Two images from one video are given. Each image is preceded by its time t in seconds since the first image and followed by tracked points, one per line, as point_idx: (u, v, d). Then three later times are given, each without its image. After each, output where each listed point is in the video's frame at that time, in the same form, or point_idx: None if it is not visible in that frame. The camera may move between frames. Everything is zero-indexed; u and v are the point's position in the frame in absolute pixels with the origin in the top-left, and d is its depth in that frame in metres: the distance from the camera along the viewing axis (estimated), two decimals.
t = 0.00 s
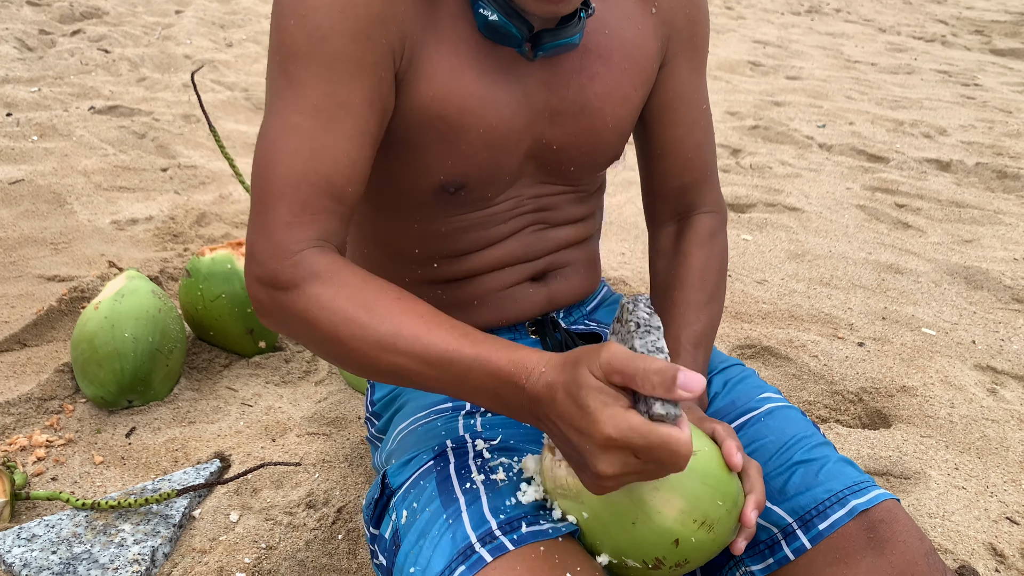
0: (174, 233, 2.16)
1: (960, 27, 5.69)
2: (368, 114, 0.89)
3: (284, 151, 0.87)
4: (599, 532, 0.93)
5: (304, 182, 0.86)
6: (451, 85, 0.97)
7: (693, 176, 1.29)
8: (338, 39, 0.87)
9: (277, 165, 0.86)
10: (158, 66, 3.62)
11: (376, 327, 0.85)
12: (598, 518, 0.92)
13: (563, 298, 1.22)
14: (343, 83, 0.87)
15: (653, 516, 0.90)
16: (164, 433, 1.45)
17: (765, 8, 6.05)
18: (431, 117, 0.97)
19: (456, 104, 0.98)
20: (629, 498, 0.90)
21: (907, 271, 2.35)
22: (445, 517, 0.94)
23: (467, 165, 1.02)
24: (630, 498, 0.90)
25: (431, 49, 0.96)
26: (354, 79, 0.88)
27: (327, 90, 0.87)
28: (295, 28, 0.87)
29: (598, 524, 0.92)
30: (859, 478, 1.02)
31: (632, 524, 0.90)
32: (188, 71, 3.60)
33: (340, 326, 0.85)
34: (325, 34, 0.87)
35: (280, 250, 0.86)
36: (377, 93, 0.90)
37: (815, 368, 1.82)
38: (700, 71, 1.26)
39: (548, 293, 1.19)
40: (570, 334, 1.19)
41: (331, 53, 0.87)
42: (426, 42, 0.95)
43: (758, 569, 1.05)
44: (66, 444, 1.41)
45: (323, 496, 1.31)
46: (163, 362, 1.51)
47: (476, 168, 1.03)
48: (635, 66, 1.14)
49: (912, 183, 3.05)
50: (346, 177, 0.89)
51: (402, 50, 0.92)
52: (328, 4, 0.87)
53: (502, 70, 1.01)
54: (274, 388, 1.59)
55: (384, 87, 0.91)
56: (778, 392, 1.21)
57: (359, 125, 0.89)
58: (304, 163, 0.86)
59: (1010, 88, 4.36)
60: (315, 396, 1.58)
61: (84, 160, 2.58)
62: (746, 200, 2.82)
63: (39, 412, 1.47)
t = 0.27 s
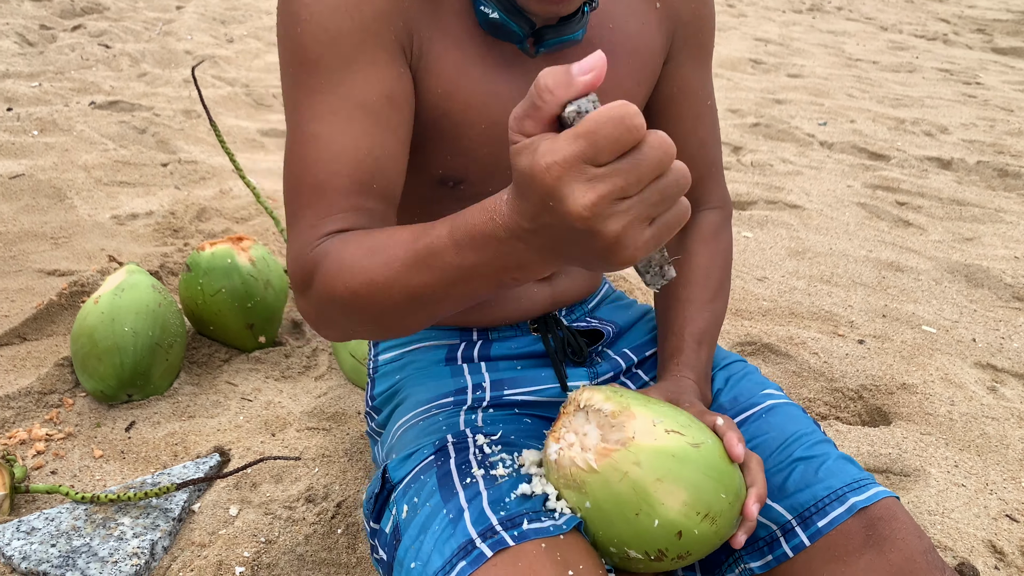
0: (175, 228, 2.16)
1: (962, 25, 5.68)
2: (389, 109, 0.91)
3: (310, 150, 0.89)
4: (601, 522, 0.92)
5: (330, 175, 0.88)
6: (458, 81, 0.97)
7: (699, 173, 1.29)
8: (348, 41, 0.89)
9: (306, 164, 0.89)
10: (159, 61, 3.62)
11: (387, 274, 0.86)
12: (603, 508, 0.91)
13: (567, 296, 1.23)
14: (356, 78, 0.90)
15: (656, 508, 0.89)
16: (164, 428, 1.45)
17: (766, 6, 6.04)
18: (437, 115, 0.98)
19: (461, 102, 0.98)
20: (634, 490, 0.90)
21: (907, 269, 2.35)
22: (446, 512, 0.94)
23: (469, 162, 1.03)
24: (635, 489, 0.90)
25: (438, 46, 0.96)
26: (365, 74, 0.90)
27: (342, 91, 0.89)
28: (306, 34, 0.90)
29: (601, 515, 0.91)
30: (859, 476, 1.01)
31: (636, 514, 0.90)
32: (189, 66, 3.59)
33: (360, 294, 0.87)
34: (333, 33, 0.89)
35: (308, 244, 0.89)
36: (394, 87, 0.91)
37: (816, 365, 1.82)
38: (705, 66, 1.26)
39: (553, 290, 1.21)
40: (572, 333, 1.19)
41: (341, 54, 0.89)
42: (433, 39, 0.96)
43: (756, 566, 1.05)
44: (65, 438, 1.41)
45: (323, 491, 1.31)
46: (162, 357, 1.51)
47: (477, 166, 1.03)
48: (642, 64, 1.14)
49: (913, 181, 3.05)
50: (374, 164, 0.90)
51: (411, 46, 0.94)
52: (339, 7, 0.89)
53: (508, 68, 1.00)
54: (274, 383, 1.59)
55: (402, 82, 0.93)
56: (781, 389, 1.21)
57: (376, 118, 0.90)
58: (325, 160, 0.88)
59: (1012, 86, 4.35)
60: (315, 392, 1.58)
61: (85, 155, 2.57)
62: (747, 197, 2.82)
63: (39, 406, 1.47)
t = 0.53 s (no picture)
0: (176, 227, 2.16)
1: (964, 24, 5.67)
2: (338, 97, 0.87)
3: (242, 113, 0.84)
4: (598, 521, 0.94)
5: (258, 144, 0.83)
6: (443, 74, 0.97)
7: (706, 171, 1.29)
8: (325, 17, 0.86)
9: (237, 120, 0.83)
10: (161, 60, 3.62)
11: (295, 251, 0.82)
12: (599, 508, 0.92)
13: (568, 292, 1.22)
14: (320, 59, 0.86)
15: (651, 508, 0.91)
16: (165, 426, 1.45)
17: (768, 5, 6.03)
18: (418, 107, 0.97)
19: (445, 95, 0.98)
20: (628, 490, 0.91)
21: (909, 268, 2.34)
22: (443, 508, 0.94)
23: (459, 158, 1.01)
24: (629, 490, 0.91)
25: (422, 37, 0.95)
26: (330, 58, 0.86)
27: (302, 63, 0.85)
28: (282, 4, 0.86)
29: (597, 514, 0.93)
30: (861, 474, 1.01)
31: (631, 515, 0.91)
32: (191, 65, 3.59)
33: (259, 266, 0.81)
34: (313, 10, 0.86)
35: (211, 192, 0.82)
36: (352, 76, 0.88)
37: (817, 364, 1.82)
38: (711, 65, 1.26)
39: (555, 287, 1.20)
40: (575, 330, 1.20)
41: (314, 32, 0.86)
42: (419, 30, 0.95)
43: (758, 563, 1.04)
44: (67, 436, 1.41)
45: (324, 489, 1.31)
46: (164, 355, 1.51)
47: (467, 161, 1.02)
48: (645, 60, 1.14)
49: (915, 180, 3.05)
50: (298, 146, 0.85)
51: (392, 38, 0.92)
52: None
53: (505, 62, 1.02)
54: (275, 381, 1.59)
55: (361, 73, 0.89)
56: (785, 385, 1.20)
57: (325, 102, 0.86)
58: (257, 123, 0.83)
59: (1014, 85, 4.35)
60: (315, 390, 1.58)
61: (87, 153, 2.57)
62: (749, 196, 2.81)
63: (40, 404, 1.47)
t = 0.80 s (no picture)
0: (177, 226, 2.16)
1: (965, 23, 5.66)
2: (304, 114, 0.91)
3: (213, 122, 0.88)
4: (614, 529, 0.91)
5: (226, 155, 0.89)
6: (421, 84, 0.96)
7: (700, 174, 1.29)
8: (292, 38, 0.88)
9: (206, 128, 0.88)
10: (162, 59, 3.62)
11: (254, 271, 0.91)
12: (619, 514, 0.90)
13: (566, 292, 1.23)
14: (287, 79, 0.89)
15: (673, 525, 0.88)
16: (166, 425, 1.45)
17: (769, 4, 6.03)
18: (398, 118, 0.96)
19: (426, 104, 0.97)
20: (653, 503, 0.88)
21: (910, 267, 2.34)
22: (442, 509, 0.94)
23: (446, 166, 1.00)
24: (655, 504, 0.88)
25: (398, 48, 0.95)
26: (299, 76, 0.89)
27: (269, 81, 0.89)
28: (253, 18, 0.89)
29: (615, 520, 0.91)
30: (861, 474, 1.01)
31: (651, 527, 0.89)
32: (191, 64, 3.59)
33: (221, 278, 0.91)
34: (279, 29, 0.88)
35: (178, 198, 0.89)
36: (318, 93, 0.91)
37: (817, 364, 1.82)
38: (703, 68, 1.25)
39: (553, 287, 1.20)
40: (572, 326, 1.21)
41: (281, 51, 0.88)
42: (395, 41, 0.95)
43: (758, 563, 1.05)
44: (68, 435, 1.41)
45: (324, 489, 1.31)
46: (165, 354, 1.51)
47: (454, 170, 1.01)
48: (636, 62, 1.14)
49: (916, 179, 3.04)
50: (262, 162, 0.92)
51: (364, 51, 0.93)
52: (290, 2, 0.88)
53: (493, 65, 1.01)
54: (276, 380, 1.60)
55: (329, 91, 0.92)
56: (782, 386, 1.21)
57: (290, 121, 0.91)
58: (225, 137, 0.89)
59: (1015, 84, 4.34)
60: (316, 390, 1.58)
61: (88, 152, 2.57)
62: (750, 195, 2.81)
63: (41, 403, 1.47)
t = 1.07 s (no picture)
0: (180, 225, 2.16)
1: (968, 23, 5.66)
2: (298, 133, 0.94)
3: (219, 157, 0.93)
4: (636, 524, 0.85)
5: (233, 185, 0.94)
6: (399, 93, 0.98)
7: (689, 161, 1.29)
8: (270, 60, 0.92)
9: (212, 164, 0.93)
10: (164, 59, 3.62)
11: (263, 295, 0.94)
12: (647, 509, 0.84)
13: (563, 291, 1.23)
14: (275, 103, 0.93)
15: (702, 521, 0.85)
16: (169, 424, 1.45)
17: (772, 3, 6.02)
18: (378, 128, 0.98)
19: (405, 112, 0.98)
20: (688, 500, 0.84)
21: (913, 267, 2.34)
22: (448, 509, 0.94)
23: (429, 172, 1.01)
24: (689, 500, 0.84)
25: (373, 59, 0.96)
26: (285, 98, 0.93)
27: (258, 108, 0.93)
28: (234, 48, 0.93)
29: (639, 515, 0.84)
30: (864, 473, 1.01)
31: (679, 522, 0.84)
32: (194, 63, 3.59)
33: (235, 304, 0.94)
34: (260, 55, 0.92)
35: (196, 235, 0.95)
36: (307, 110, 0.94)
37: (820, 363, 1.81)
38: (689, 56, 1.25)
39: (549, 286, 1.20)
40: (572, 326, 1.21)
41: (265, 75, 0.92)
42: (369, 53, 0.96)
43: (761, 563, 1.05)
44: (71, 434, 1.41)
45: (327, 487, 1.31)
46: (168, 353, 1.51)
47: (438, 176, 1.02)
48: (616, 60, 1.13)
49: (919, 179, 3.04)
50: (269, 185, 0.96)
51: (340, 66, 0.95)
52: (264, 27, 0.92)
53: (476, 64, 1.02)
54: (278, 379, 1.60)
55: (319, 108, 0.95)
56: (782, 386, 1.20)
57: (286, 141, 0.94)
58: (225, 169, 0.93)
59: (1018, 84, 4.34)
60: (318, 389, 1.58)
61: (90, 152, 2.58)
62: (752, 195, 2.81)
63: (44, 402, 1.48)
